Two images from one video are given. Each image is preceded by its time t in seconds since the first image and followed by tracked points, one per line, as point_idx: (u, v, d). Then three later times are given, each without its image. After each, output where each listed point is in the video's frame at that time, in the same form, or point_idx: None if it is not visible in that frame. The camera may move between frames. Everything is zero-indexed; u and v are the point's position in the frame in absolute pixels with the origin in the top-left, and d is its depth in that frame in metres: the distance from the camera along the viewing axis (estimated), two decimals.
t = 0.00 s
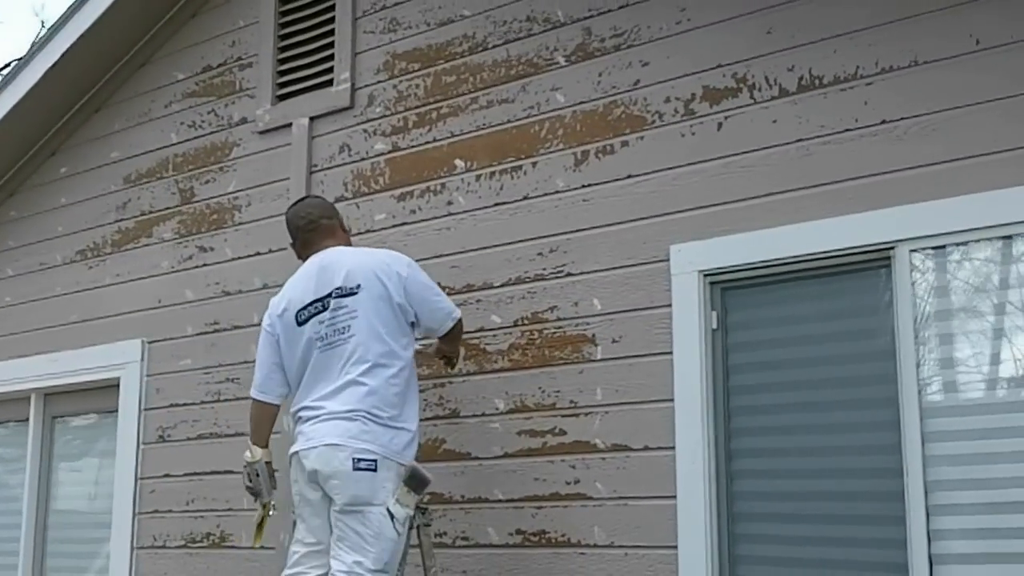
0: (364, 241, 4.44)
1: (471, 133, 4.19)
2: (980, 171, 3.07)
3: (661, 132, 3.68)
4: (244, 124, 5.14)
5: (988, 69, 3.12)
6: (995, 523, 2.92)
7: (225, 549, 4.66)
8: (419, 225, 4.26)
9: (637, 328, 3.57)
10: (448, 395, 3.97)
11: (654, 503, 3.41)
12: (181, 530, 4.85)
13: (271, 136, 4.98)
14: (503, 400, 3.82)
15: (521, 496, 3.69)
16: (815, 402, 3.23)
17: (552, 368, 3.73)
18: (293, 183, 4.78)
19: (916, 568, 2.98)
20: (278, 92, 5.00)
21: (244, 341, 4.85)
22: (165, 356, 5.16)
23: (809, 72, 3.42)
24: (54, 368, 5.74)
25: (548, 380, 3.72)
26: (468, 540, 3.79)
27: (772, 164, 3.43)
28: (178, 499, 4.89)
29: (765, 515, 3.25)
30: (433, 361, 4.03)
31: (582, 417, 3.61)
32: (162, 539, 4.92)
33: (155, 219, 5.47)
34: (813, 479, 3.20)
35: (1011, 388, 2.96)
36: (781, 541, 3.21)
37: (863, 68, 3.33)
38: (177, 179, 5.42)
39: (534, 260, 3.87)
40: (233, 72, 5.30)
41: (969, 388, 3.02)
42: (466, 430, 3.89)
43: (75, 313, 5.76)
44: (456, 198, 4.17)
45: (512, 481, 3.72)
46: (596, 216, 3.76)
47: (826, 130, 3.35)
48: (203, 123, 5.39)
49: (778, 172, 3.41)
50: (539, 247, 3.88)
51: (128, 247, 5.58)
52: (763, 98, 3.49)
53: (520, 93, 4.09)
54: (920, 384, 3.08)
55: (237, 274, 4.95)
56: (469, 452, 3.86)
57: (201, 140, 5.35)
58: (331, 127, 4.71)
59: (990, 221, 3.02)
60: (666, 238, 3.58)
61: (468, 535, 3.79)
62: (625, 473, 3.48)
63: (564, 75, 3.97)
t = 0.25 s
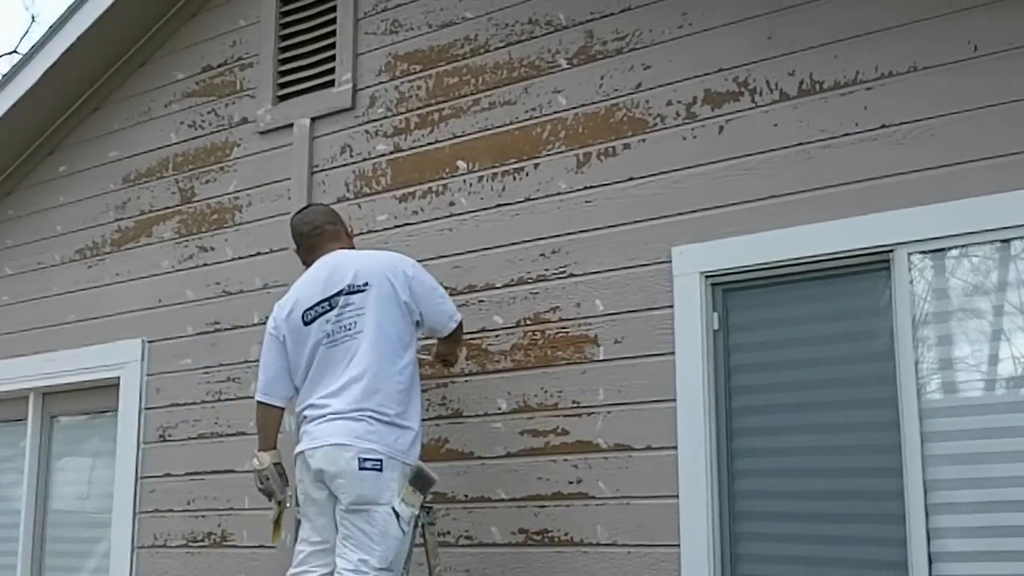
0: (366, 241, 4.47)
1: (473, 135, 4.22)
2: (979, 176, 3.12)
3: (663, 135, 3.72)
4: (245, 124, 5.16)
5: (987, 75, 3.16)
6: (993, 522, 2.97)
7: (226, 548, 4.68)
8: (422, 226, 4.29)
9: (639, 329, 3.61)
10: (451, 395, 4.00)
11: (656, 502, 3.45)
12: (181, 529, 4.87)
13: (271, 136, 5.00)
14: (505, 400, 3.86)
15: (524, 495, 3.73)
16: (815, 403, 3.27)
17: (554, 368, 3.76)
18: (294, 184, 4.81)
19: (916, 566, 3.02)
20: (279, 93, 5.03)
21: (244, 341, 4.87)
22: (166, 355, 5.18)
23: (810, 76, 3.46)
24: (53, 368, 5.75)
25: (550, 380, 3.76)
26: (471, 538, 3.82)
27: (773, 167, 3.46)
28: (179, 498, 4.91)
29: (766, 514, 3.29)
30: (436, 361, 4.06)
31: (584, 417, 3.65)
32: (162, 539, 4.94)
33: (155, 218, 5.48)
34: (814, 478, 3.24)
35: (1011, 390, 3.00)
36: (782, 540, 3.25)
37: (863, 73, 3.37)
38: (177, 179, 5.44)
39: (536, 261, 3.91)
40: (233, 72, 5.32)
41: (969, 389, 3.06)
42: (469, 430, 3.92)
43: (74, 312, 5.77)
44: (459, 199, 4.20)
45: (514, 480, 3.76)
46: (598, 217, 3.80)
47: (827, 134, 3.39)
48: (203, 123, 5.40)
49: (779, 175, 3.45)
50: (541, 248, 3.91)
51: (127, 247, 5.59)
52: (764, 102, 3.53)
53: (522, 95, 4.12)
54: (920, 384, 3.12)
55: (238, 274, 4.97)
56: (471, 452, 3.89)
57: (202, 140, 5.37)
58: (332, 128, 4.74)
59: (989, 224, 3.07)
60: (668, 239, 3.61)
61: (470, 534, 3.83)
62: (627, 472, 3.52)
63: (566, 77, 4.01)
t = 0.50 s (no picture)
0: (368, 242, 4.50)
1: (475, 136, 4.26)
2: (979, 180, 3.16)
3: (665, 138, 3.75)
4: (245, 124, 5.18)
5: (986, 80, 3.21)
6: (993, 521, 3.01)
7: (228, 547, 4.71)
8: (424, 226, 4.32)
9: (642, 330, 3.64)
10: (454, 394, 4.03)
11: (659, 501, 3.48)
12: (183, 529, 4.89)
13: (272, 136, 5.02)
14: (508, 400, 3.89)
15: (526, 494, 3.76)
16: (816, 403, 3.31)
17: (557, 368, 3.80)
18: (295, 184, 4.83)
19: (915, 563, 3.07)
20: (280, 93, 5.05)
21: (246, 340, 4.89)
22: (167, 354, 5.20)
23: (811, 80, 3.50)
24: (52, 367, 5.76)
25: (553, 380, 3.79)
26: (474, 537, 3.85)
27: (774, 170, 3.50)
28: (181, 497, 4.93)
29: (767, 512, 3.33)
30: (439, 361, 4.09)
31: (587, 417, 3.68)
32: (163, 538, 4.96)
33: (155, 218, 5.50)
34: (814, 477, 3.28)
35: (1010, 391, 3.04)
36: (783, 538, 3.29)
37: (864, 77, 3.41)
38: (177, 179, 5.45)
39: (539, 262, 3.94)
40: (234, 72, 5.34)
41: (971, 390, 3.09)
42: (472, 429, 3.95)
43: (73, 311, 5.78)
44: (461, 200, 4.23)
45: (517, 479, 3.80)
46: (600, 219, 3.83)
47: (828, 137, 3.43)
48: (203, 123, 5.42)
49: (781, 178, 3.49)
50: (544, 249, 3.94)
51: (127, 246, 5.61)
52: (765, 106, 3.57)
53: (524, 97, 4.15)
54: (919, 385, 3.16)
55: (239, 273, 4.99)
56: (474, 451, 3.93)
57: (202, 139, 5.39)
58: (333, 128, 4.76)
59: (989, 227, 3.11)
60: (671, 241, 3.65)
61: (474, 533, 3.86)
62: (630, 471, 3.56)
63: (568, 80, 4.04)
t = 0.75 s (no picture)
0: (370, 241, 4.53)
1: (477, 138, 4.29)
2: (979, 183, 3.20)
3: (666, 140, 3.79)
4: (246, 124, 5.20)
5: (986, 84, 3.25)
6: (992, 518, 3.05)
7: (230, 546, 4.73)
8: (426, 227, 4.35)
9: (644, 330, 3.68)
10: (457, 394, 4.06)
11: (662, 500, 3.52)
12: (184, 528, 4.91)
13: (273, 137, 5.05)
14: (511, 399, 3.92)
15: (529, 493, 3.80)
16: (818, 403, 3.35)
17: (560, 368, 3.83)
18: (296, 184, 4.86)
19: (917, 561, 3.11)
20: (281, 94, 5.07)
21: (247, 339, 4.92)
22: (167, 354, 5.21)
23: (812, 83, 3.53)
24: (51, 366, 5.77)
25: (556, 379, 3.83)
26: (477, 535, 3.89)
27: (775, 172, 3.54)
28: (182, 496, 4.95)
29: (770, 511, 3.37)
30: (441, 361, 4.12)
31: (590, 416, 3.72)
32: (164, 537, 4.98)
33: (155, 218, 5.52)
34: (817, 476, 3.31)
35: (1007, 390, 3.09)
36: (786, 537, 3.33)
37: (864, 81, 3.45)
38: (178, 178, 5.47)
39: (541, 263, 3.97)
40: (234, 72, 5.36)
41: (968, 389, 3.14)
42: (475, 428, 3.99)
43: (72, 311, 5.79)
44: (463, 201, 4.26)
45: (520, 478, 3.83)
46: (603, 220, 3.87)
47: (829, 140, 3.47)
48: (203, 123, 5.44)
49: (782, 180, 3.52)
50: (546, 250, 3.98)
51: (127, 246, 5.63)
52: (766, 109, 3.60)
53: (527, 99, 4.18)
54: (920, 385, 3.20)
55: (241, 273, 5.01)
56: (477, 450, 3.96)
57: (202, 139, 5.41)
58: (335, 129, 4.79)
59: (987, 229, 3.16)
60: (673, 242, 3.69)
61: (477, 531, 3.89)
62: (633, 470, 3.60)
63: (571, 81, 4.07)
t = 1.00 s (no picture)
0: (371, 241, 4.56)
1: (479, 139, 4.32)
2: (978, 186, 3.25)
3: (668, 142, 3.82)
4: (247, 124, 5.23)
5: (985, 88, 3.29)
6: (992, 515, 3.10)
7: (230, 544, 4.75)
8: (428, 227, 4.38)
9: (646, 330, 3.72)
10: (459, 393, 4.09)
11: (665, 498, 3.56)
12: (185, 526, 4.93)
13: (274, 137, 5.07)
14: (513, 398, 3.96)
15: (532, 491, 3.83)
16: (819, 402, 3.39)
17: (562, 368, 3.87)
18: (297, 184, 4.88)
19: (919, 558, 3.15)
20: (282, 94, 5.09)
21: (247, 338, 4.94)
22: (168, 353, 5.23)
23: (813, 87, 3.57)
24: (50, 364, 5.78)
25: (559, 379, 3.87)
26: (479, 534, 3.92)
27: (777, 174, 3.58)
28: (182, 495, 4.97)
29: (771, 509, 3.41)
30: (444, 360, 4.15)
31: (593, 415, 3.76)
32: (165, 535, 5.00)
33: (155, 217, 5.53)
34: (818, 475, 3.35)
35: (999, 388, 3.14)
36: (788, 535, 3.37)
37: (865, 85, 3.49)
38: (178, 177, 5.49)
39: (543, 263, 4.01)
40: (235, 72, 5.38)
41: (961, 388, 3.19)
42: (477, 427, 4.02)
43: (72, 309, 5.81)
44: (465, 201, 4.29)
45: (523, 477, 3.87)
46: (605, 220, 3.90)
47: (829, 143, 3.51)
48: (204, 122, 5.46)
49: (784, 182, 3.56)
50: (548, 250, 4.01)
51: (126, 245, 5.64)
52: (767, 111, 3.64)
53: (528, 100, 4.22)
54: (920, 385, 3.25)
55: (241, 272, 5.03)
56: (480, 448, 3.99)
57: (202, 139, 5.43)
58: (336, 129, 4.81)
59: (985, 231, 3.20)
60: (675, 243, 3.72)
61: (479, 529, 3.93)
62: (635, 468, 3.63)
63: (572, 83, 4.11)
